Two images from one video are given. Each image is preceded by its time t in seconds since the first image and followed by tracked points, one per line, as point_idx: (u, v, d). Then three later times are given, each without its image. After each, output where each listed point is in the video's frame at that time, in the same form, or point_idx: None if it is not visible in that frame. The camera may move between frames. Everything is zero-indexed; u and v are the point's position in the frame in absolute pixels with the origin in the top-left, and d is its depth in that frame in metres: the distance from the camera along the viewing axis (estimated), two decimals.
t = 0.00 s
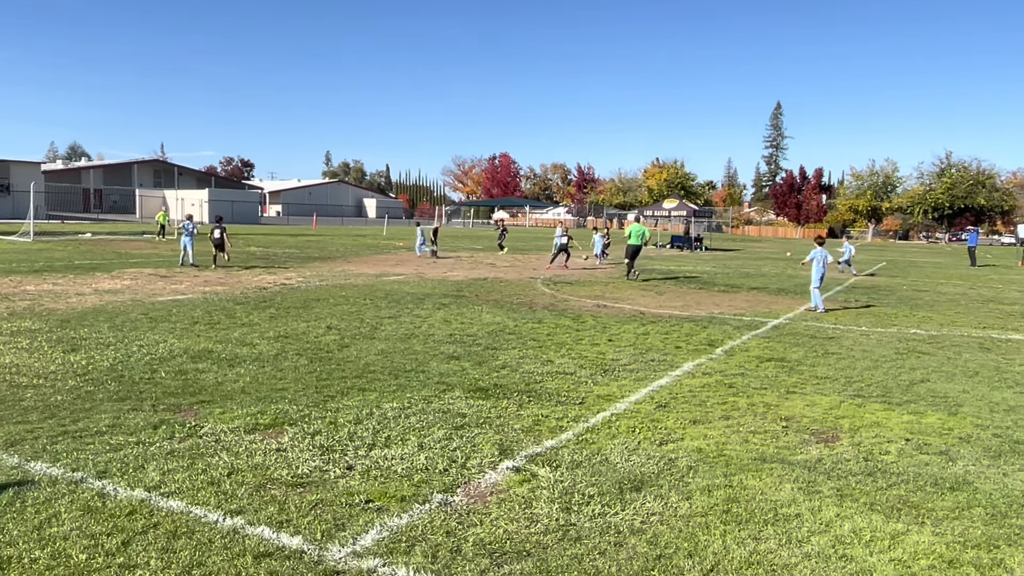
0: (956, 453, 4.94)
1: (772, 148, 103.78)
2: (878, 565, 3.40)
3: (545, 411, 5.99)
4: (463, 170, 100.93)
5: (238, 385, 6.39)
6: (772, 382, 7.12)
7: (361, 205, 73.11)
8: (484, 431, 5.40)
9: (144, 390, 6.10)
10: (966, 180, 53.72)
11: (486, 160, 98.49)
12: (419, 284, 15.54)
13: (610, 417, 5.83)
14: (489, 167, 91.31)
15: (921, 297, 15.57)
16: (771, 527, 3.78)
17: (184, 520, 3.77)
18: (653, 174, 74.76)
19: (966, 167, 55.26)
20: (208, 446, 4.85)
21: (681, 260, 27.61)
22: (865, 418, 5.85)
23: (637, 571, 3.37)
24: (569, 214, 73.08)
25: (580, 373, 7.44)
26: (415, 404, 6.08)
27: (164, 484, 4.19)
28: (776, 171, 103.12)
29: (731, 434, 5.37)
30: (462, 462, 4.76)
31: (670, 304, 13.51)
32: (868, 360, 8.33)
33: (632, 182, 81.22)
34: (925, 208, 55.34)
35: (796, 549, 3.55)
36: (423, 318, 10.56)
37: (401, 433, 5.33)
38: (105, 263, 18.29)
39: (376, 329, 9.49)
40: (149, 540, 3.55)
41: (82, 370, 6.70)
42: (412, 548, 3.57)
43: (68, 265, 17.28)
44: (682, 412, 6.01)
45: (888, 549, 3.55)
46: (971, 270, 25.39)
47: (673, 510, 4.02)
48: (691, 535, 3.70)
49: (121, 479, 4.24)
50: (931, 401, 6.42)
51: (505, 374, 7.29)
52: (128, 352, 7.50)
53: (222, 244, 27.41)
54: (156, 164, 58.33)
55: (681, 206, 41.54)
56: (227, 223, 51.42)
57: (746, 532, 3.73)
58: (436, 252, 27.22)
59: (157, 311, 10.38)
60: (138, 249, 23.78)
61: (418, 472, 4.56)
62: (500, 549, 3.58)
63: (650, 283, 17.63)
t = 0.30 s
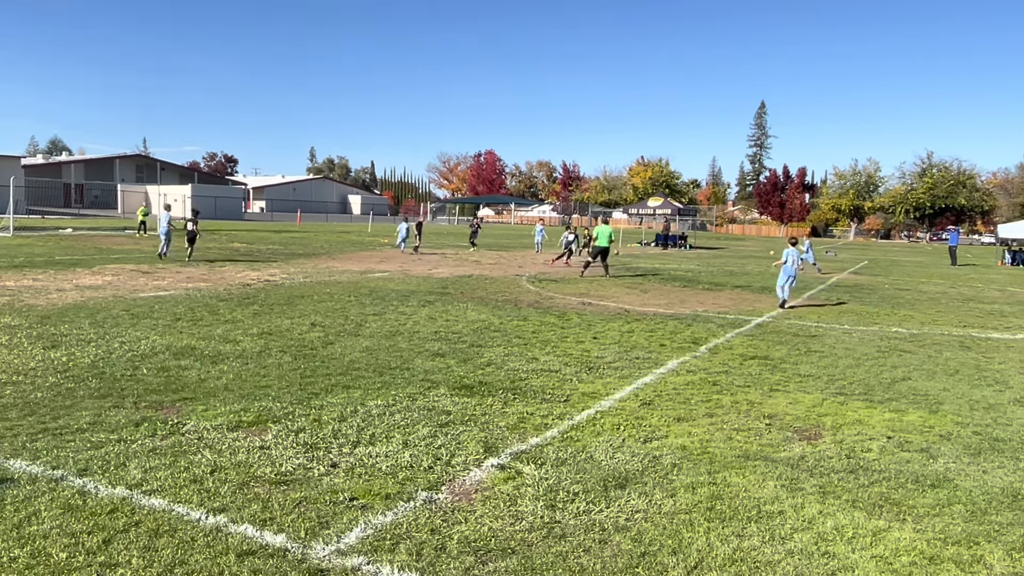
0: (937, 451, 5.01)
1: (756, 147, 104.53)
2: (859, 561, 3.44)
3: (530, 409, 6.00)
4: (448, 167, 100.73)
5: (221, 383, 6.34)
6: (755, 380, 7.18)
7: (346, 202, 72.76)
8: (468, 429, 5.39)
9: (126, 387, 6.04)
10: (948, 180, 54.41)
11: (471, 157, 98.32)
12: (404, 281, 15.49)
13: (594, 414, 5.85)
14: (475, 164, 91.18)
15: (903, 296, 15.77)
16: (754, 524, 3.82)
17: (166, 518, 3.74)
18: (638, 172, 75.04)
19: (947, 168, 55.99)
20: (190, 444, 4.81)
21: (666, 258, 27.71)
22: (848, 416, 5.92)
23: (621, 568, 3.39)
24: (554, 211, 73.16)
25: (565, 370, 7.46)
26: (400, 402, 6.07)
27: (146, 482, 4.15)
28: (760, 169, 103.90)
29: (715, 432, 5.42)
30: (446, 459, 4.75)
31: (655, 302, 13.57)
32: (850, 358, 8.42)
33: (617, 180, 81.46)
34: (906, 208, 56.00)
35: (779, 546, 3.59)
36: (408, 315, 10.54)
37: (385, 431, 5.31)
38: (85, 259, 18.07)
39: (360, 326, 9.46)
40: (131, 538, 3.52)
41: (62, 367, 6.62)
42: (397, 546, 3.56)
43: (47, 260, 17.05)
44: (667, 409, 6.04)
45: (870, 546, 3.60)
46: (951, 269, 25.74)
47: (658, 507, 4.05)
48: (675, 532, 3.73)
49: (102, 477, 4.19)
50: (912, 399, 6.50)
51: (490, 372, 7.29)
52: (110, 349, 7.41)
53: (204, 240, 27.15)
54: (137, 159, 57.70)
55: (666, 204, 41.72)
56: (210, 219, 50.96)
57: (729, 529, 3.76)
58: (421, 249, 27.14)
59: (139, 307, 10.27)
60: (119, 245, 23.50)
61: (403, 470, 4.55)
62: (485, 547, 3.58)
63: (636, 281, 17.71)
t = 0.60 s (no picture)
0: (913, 447, 5.10)
1: (737, 146, 105.45)
2: (836, 556, 3.50)
3: (511, 405, 6.02)
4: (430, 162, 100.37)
5: (200, 379, 6.28)
6: (735, 376, 7.26)
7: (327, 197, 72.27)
8: (449, 425, 5.40)
9: (103, 383, 5.97)
10: (925, 179, 55.27)
11: (453, 153, 98.08)
12: (386, 277, 15.45)
13: (575, 411, 5.88)
14: (457, 160, 90.98)
15: (880, 293, 16.01)
16: (733, 520, 3.87)
17: (144, 516, 3.71)
18: (619, 170, 75.36)
19: (923, 167, 56.89)
20: (168, 440, 4.76)
21: (647, 255, 27.87)
22: (826, 412, 6.01)
23: (601, 564, 3.42)
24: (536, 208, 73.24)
25: (546, 367, 7.48)
26: (380, 399, 6.05)
27: (123, 480, 4.11)
28: (740, 168, 104.82)
29: (694, 428, 5.47)
30: (427, 456, 4.75)
31: (636, 298, 13.65)
32: (828, 355, 8.55)
33: (599, 177, 81.73)
34: (884, 206, 56.82)
35: (757, 541, 3.64)
36: (389, 311, 10.51)
37: (366, 427, 5.29)
38: (61, 253, 17.79)
39: (341, 322, 9.42)
40: (107, 536, 3.48)
41: (37, 363, 6.52)
42: (377, 543, 3.56)
43: (22, 255, 16.75)
44: (647, 406, 6.10)
45: (846, 541, 3.66)
46: (927, 267, 26.19)
47: (637, 503, 4.09)
48: (655, 528, 3.77)
49: (78, 474, 4.14)
50: (889, 396, 6.62)
51: (471, 368, 7.30)
52: (86, 345, 7.30)
53: (182, 235, 26.83)
54: (115, 152, 56.88)
55: (647, 201, 41.94)
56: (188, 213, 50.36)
57: (708, 525, 3.81)
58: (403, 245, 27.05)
59: (116, 302, 10.13)
60: (96, 240, 23.15)
61: (384, 467, 4.54)
62: (466, 544, 3.59)
63: (617, 278, 17.80)
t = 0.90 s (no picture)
0: (890, 442, 5.19)
1: (717, 143, 106.29)
2: (815, 551, 3.56)
3: (493, 401, 6.03)
4: (412, 158, 99.96)
5: (179, 375, 6.23)
6: (715, 372, 7.34)
7: (308, 192, 71.70)
8: (431, 422, 5.40)
9: (80, 379, 5.89)
10: (902, 177, 56.09)
11: (435, 148, 97.79)
12: (368, 273, 15.40)
13: (557, 407, 5.91)
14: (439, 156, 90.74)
15: (858, 290, 16.23)
16: (713, 515, 3.92)
17: (122, 514, 3.67)
18: (601, 166, 75.59)
19: (901, 165, 57.74)
20: (147, 437, 4.72)
21: (628, 251, 28.01)
22: (804, 407, 6.10)
23: (583, 560, 3.45)
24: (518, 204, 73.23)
25: (528, 363, 7.51)
26: (362, 395, 6.04)
27: (101, 477, 4.07)
28: (720, 165, 105.66)
29: (675, 423, 5.53)
30: (409, 452, 4.75)
31: (617, 295, 13.72)
32: (807, 351, 8.66)
33: (581, 173, 81.90)
34: (862, 204, 57.58)
35: (737, 536, 3.69)
36: (371, 308, 10.46)
37: (347, 424, 5.28)
38: (37, 248, 17.50)
39: (322, 318, 9.37)
40: (85, 534, 3.44)
41: (13, 359, 6.42)
42: (359, 539, 3.56)
43: None
44: (628, 401, 6.14)
45: (824, 536, 3.72)
46: (903, 264, 26.61)
47: (619, 498, 4.12)
48: (636, 524, 3.80)
49: (55, 471, 4.09)
50: (867, 391, 6.73)
51: (453, 364, 7.30)
52: (62, 340, 7.20)
53: (160, 230, 26.48)
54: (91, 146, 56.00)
55: (629, 198, 42.12)
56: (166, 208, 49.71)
57: (689, 520, 3.85)
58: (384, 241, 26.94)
59: (93, 298, 9.99)
60: (72, 234, 22.78)
61: (365, 463, 4.53)
62: (447, 540, 3.60)
63: (599, 274, 17.88)
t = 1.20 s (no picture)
0: (870, 438, 5.27)
1: (700, 141, 106.98)
2: (796, 546, 3.61)
3: (476, 398, 6.04)
4: (395, 154, 99.51)
5: (159, 372, 6.16)
6: (697, 369, 7.39)
7: (289, 188, 71.16)
8: (415, 419, 5.39)
9: (59, 376, 5.81)
10: (882, 176, 56.80)
11: (418, 144, 97.44)
12: (351, 269, 15.32)
13: (540, 403, 5.93)
14: (422, 152, 90.40)
15: (838, 287, 16.44)
16: (696, 511, 3.95)
17: (101, 512, 3.63)
18: (585, 163, 75.76)
19: (880, 164, 58.46)
20: (127, 435, 4.67)
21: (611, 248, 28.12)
22: (786, 404, 6.17)
23: (567, 556, 3.47)
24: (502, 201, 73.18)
25: (511, 360, 7.51)
26: (345, 392, 6.01)
27: (80, 475, 4.02)
28: (703, 163, 106.38)
29: (657, 420, 5.56)
30: (392, 449, 4.74)
31: (601, 292, 13.78)
32: (788, 348, 8.75)
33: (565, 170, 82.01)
34: (842, 202, 58.24)
35: (719, 532, 3.72)
36: (354, 304, 10.41)
37: (330, 421, 5.25)
38: (13, 243, 17.22)
39: (304, 314, 9.31)
40: (64, 533, 3.40)
41: None
42: (342, 537, 3.54)
43: None
44: (611, 398, 6.17)
45: (805, 531, 3.76)
46: (883, 262, 26.95)
47: (602, 495, 4.15)
48: (619, 520, 3.83)
49: (33, 469, 4.03)
50: (847, 388, 6.82)
51: (436, 361, 7.29)
52: (40, 337, 7.09)
53: (139, 225, 26.15)
54: (70, 140, 55.19)
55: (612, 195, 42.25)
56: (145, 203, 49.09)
57: (672, 516, 3.88)
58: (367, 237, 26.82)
59: (72, 294, 9.85)
60: (49, 229, 22.44)
61: (348, 461, 4.52)
62: (431, 537, 3.60)
63: (583, 271, 17.93)
